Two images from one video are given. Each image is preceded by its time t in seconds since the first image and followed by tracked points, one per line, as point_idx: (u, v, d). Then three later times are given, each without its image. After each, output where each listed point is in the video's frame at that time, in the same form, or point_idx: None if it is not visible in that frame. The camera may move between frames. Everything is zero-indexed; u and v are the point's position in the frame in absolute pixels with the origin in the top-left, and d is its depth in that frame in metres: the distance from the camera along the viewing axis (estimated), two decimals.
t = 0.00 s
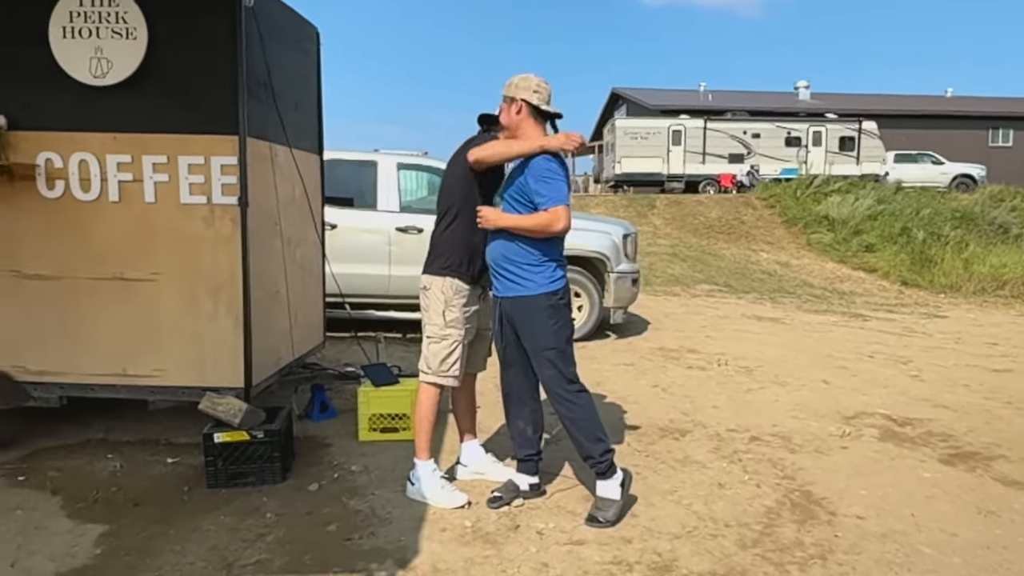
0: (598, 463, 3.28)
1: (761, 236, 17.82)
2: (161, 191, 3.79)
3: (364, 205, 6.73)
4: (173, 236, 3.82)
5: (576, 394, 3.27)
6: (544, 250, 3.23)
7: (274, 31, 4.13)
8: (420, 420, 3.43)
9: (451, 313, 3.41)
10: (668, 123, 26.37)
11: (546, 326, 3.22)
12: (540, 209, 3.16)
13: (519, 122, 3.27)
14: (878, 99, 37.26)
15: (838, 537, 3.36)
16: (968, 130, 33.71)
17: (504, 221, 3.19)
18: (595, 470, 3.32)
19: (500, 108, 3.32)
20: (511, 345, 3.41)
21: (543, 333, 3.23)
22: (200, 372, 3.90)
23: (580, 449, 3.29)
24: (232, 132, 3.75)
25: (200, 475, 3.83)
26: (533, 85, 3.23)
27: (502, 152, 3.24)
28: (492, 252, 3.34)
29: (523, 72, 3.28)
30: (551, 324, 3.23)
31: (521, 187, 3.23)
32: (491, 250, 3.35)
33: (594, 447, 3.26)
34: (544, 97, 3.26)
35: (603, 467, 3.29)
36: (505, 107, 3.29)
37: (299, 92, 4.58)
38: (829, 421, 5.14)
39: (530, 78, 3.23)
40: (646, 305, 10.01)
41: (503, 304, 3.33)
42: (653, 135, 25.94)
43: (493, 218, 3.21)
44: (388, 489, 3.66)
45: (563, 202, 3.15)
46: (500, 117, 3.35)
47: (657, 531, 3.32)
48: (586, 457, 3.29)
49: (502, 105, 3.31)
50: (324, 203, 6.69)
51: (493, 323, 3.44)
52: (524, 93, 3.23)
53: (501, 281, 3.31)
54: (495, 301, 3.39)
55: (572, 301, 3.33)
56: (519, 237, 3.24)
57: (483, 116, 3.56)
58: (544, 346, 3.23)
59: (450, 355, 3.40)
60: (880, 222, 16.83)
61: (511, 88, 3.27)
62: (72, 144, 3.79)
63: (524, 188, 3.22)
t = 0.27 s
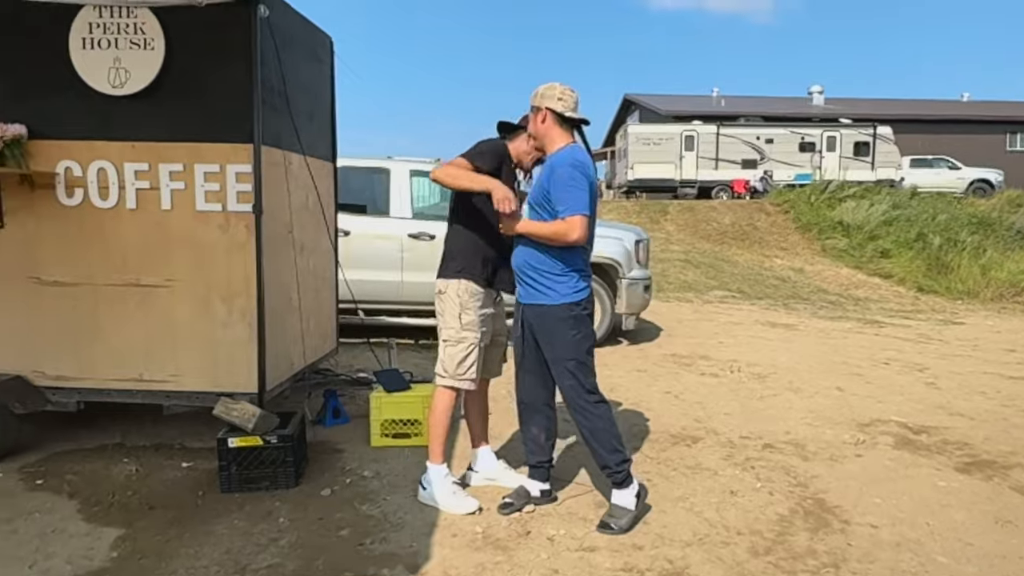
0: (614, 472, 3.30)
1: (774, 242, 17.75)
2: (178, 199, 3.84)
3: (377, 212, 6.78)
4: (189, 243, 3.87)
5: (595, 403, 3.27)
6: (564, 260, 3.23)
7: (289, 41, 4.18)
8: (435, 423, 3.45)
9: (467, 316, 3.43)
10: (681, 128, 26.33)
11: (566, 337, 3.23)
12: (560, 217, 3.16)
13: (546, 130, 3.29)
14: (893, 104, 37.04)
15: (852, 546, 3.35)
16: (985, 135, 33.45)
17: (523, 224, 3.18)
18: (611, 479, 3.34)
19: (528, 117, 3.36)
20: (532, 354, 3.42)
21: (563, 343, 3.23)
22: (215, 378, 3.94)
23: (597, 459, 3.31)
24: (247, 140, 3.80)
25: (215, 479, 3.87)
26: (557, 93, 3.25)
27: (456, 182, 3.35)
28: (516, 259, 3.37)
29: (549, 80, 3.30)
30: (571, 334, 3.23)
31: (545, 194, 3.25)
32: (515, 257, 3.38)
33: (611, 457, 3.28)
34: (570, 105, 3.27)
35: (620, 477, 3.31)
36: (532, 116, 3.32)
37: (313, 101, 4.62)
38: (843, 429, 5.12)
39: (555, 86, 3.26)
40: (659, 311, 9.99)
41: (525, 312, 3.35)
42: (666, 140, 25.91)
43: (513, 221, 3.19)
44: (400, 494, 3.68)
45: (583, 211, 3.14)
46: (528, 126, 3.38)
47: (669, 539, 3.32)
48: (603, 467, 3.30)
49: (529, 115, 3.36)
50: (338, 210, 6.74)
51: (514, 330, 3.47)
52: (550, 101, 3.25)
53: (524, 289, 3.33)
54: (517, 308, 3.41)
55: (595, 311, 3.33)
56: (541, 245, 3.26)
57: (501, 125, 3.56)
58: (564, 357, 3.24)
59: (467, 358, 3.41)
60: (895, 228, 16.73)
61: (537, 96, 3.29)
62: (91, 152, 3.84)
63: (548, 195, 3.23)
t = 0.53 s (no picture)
0: (640, 488, 3.32)
1: (787, 249, 17.67)
2: (191, 208, 3.87)
3: (389, 220, 6.80)
4: (201, 252, 3.89)
5: (630, 420, 3.28)
6: (600, 275, 3.22)
7: (301, 51, 4.20)
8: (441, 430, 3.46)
9: (474, 321, 3.43)
10: (692, 135, 26.29)
11: (604, 351, 3.22)
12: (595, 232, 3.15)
13: (579, 140, 3.33)
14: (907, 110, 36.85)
15: (868, 557, 3.32)
16: (1000, 140, 33.20)
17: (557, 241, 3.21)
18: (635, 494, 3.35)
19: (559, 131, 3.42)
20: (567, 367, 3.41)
21: (601, 357, 3.23)
22: (228, 386, 3.95)
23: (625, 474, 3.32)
24: (260, 150, 3.82)
25: (227, 487, 3.88)
26: (588, 103, 3.30)
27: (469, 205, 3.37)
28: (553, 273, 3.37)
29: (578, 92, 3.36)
30: (610, 349, 3.23)
31: (583, 208, 3.24)
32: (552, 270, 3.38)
33: (639, 474, 3.29)
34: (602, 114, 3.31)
35: (645, 493, 3.33)
36: (564, 129, 3.38)
37: (325, 110, 4.65)
38: (859, 438, 5.07)
39: (585, 97, 3.32)
40: (671, 319, 9.96)
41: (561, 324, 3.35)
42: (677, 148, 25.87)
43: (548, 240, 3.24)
44: (411, 503, 3.67)
45: (618, 226, 3.11)
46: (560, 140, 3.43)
47: (682, 549, 3.29)
48: (631, 483, 3.32)
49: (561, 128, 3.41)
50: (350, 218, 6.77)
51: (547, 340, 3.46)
52: (580, 111, 3.31)
53: (562, 301, 3.32)
54: (553, 319, 3.41)
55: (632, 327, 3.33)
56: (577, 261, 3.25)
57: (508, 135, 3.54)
58: (603, 371, 3.23)
59: (476, 363, 3.42)
60: (910, 234, 16.62)
61: (569, 109, 3.36)
62: (106, 163, 3.88)
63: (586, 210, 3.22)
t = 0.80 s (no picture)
0: (655, 502, 3.32)
1: (797, 256, 17.61)
2: (202, 218, 3.90)
3: (397, 230, 6.83)
4: (212, 262, 3.92)
5: (657, 433, 3.29)
6: (632, 288, 3.22)
7: (310, 63, 4.24)
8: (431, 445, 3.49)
9: (460, 337, 3.43)
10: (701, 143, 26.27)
11: (633, 364, 3.23)
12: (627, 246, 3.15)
13: (610, 153, 3.33)
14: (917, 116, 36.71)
15: (880, 566, 3.29)
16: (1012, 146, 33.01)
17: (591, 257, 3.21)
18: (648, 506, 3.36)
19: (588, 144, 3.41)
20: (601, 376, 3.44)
21: (630, 370, 3.23)
22: (239, 394, 3.97)
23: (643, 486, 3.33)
24: (270, 160, 3.85)
25: (237, 496, 3.90)
26: (619, 114, 3.30)
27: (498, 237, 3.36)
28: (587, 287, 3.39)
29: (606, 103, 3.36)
30: (638, 362, 3.23)
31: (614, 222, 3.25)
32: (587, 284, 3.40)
33: (659, 488, 3.30)
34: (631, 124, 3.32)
35: (661, 507, 3.33)
36: (594, 141, 3.37)
37: (334, 121, 4.68)
38: (870, 445, 5.05)
39: (614, 108, 3.32)
40: (680, 327, 9.94)
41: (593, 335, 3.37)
42: (686, 155, 25.85)
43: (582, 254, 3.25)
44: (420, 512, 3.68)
45: (649, 239, 3.11)
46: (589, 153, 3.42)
47: (691, 558, 3.28)
48: (648, 495, 3.32)
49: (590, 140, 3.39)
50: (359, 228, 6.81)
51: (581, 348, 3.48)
52: (611, 123, 3.30)
53: (595, 313, 3.34)
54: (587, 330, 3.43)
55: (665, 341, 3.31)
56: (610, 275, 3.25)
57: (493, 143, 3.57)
58: (632, 384, 3.24)
59: (462, 380, 3.43)
60: (921, 241, 16.54)
61: (597, 121, 3.35)
62: (118, 174, 3.92)
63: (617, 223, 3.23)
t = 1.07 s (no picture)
0: (666, 510, 3.31)
1: (806, 263, 17.53)
2: (211, 229, 3.92)
3: (405, 239, 6.84)
4: (221, 272, 3.93)
5: (673, 440, 3.27)
6: (655, 293, 3.21)
7: (318, 74, 4.26)
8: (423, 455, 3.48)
9: (443, 349, 3.42)
10: (708, 150, 26.24)
11: (652, 370, 3.22)
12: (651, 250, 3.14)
13: (633, 157, 3.33)
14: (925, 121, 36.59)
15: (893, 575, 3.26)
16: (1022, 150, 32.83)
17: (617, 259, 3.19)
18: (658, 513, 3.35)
19: (609, 146, 3.39)
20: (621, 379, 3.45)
21: (648, 376, 3.22)
22: (247, 404, 3.97)
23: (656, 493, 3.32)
24: (279, 171, 3.86)
25: (246, 505, 3.90)
26: (642, 119, 3.30)
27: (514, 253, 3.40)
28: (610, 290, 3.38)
29: (629, 107, 3.35)
30: (658, 368, 3.22)
31: (640, 226, 3.24)
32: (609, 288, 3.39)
33: (670, 497, 3.27)
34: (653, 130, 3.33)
35: (670, 516, 3.32)
36: (616, 144, 3.36)
37: (342, 131, 4.70)
38: (882, 453, 5.00)
39: (637, 112, 3.31)
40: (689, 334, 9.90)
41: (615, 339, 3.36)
42: (693, 162, 25.83)
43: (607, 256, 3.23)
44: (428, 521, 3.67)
45: (675, 244, 3.10)
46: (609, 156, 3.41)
47: (702, 568, 3.26)
48: (659, 502, 3.31)
49: (612, 143, 3.38)
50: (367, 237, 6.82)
51: (602, 353, 3.49)
52: (635, 127, 3.30)
53: (616, 316, 3.33)
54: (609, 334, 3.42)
55: (685, 348, 3.29)
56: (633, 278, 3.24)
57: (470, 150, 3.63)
58: (651, 390, 3.23)
59: (446, 392, 3.42)
60: (932, 246, 16.45)
61: (620, 124, 3.34)
62: (129, 186, 3.94)
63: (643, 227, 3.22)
